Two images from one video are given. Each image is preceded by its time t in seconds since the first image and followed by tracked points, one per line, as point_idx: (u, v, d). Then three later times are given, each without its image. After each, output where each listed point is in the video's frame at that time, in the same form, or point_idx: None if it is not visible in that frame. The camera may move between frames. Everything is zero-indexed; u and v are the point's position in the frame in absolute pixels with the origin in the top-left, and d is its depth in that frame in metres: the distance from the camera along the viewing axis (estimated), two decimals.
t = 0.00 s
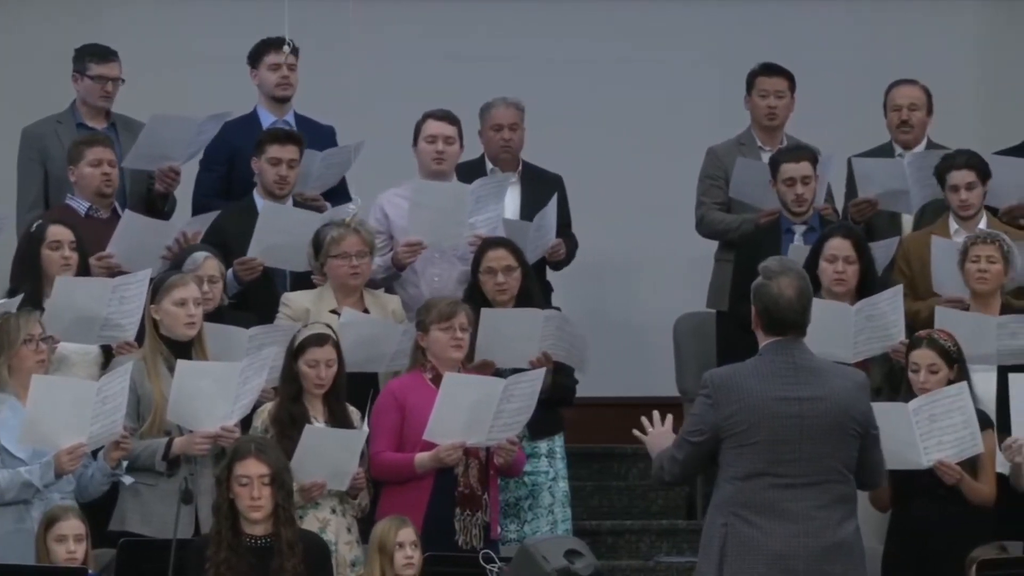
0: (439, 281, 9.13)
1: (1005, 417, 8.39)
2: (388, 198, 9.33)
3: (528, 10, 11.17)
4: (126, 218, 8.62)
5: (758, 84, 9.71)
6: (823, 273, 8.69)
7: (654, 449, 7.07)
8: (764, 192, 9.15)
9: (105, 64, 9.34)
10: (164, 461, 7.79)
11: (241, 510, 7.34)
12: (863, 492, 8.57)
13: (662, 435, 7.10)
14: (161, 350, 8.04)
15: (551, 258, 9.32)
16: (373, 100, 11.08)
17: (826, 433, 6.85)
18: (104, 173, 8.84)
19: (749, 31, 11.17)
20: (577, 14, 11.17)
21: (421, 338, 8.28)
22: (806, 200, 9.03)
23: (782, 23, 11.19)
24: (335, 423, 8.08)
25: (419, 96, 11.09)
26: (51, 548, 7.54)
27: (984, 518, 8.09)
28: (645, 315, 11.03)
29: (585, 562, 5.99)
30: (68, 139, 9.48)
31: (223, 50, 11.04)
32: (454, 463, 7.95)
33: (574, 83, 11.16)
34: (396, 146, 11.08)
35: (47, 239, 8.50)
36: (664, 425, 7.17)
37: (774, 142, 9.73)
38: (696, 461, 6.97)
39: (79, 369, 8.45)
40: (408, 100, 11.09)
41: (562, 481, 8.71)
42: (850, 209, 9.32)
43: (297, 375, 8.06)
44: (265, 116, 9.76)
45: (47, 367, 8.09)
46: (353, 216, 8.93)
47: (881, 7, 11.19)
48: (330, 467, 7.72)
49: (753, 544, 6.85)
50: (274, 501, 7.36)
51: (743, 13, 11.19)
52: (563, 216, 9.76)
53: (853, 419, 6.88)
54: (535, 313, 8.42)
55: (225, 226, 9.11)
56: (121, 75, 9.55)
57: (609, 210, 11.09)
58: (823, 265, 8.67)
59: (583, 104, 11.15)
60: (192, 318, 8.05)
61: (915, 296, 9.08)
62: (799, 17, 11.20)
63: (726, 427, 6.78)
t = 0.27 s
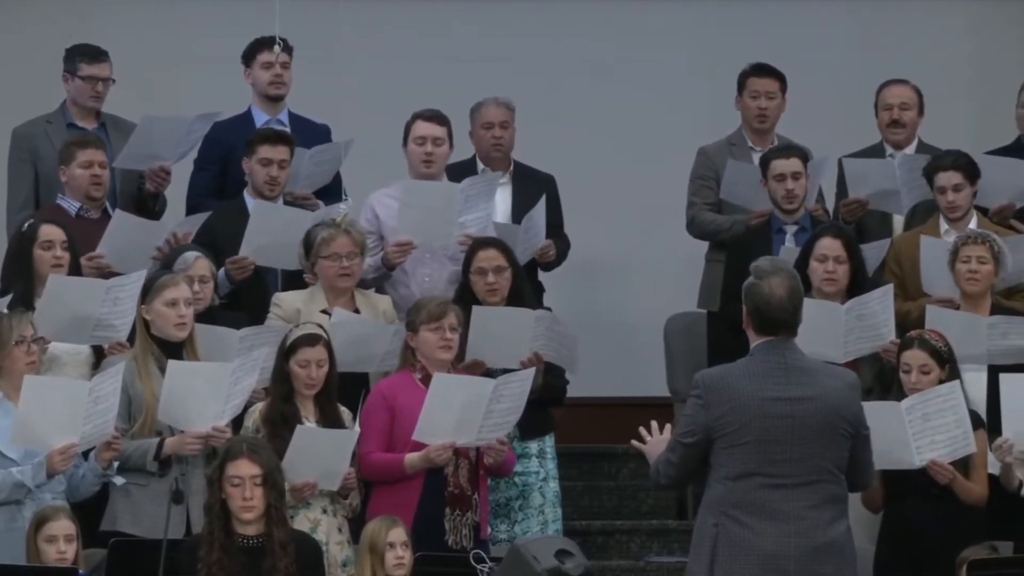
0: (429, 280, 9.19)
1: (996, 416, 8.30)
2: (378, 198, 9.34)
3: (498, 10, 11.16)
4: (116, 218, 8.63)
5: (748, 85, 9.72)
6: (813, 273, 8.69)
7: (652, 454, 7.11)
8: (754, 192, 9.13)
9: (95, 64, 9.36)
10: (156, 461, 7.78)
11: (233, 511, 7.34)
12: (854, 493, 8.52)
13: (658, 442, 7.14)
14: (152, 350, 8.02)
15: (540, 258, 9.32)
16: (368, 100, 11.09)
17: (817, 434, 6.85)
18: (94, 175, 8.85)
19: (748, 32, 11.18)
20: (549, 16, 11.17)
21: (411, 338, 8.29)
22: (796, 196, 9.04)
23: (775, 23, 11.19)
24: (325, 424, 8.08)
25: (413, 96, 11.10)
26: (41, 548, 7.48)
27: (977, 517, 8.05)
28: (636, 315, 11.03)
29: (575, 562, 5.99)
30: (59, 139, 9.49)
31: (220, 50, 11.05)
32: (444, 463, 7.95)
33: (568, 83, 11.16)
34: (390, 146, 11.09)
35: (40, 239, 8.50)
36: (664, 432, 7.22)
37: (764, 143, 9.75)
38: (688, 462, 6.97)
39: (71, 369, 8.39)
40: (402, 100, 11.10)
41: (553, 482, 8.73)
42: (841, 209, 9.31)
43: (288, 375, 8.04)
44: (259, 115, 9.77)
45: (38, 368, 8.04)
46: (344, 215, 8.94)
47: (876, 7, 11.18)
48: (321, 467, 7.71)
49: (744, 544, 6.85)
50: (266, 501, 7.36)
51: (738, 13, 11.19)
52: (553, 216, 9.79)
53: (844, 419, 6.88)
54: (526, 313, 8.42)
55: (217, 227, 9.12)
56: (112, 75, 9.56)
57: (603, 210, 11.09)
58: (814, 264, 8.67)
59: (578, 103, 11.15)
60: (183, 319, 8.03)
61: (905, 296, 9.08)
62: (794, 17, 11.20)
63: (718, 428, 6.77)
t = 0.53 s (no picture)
0: (416, 281, 9.17)
1: (983, 415, 8.25)
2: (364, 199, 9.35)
3: (493, 9, 11.17)
4: (104, 218, 8.61)
5: (735, 86, 9.73)
6: (801, 272, 8.69)
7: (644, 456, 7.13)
8: (742, 191, 9.13)
9: (84, 65, 9.35)
10: (145, 461, 7.76)
11: (221, 511, 7.33)
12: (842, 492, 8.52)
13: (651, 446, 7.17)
14: (140, 350, 8.02)
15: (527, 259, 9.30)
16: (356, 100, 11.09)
17: (805, 435, 6.85)
18: (82, 176, 8.84)
19: (736, 33, 11.19)
20: (537, 17, 11.18)
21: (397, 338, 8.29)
22: (785, 195, 9.04)
23: (769, 23, 11.21)
24: (314, 423, 8.06)
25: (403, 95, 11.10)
26: (29, 548, 7.47)
27: (965, 517, 8.06)
28: (624, 315, 11.04)
29: (562, 561, 5.98)
30: (47, 139, 9.48)
31: (208, 50, 11.04)
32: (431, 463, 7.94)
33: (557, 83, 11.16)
34: (379, 145, 11.09)
35: (27, 240, 8.45)
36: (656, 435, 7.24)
37: (752, 143, 9.77)
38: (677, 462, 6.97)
39: (59, 369, 8.26)
40: (391, 100, 11.10)
41: (541, 482, 8.73)
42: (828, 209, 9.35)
43: (277, 375, 8.02)
44: (252, 115, 9.77)
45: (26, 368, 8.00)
46: (331, 215, 8.95)
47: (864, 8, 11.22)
48: (308, 467, 7.69)
49: (732, 544, 6.85)
50: (254, 501, 7.35)
51: (727, 12, 11.21)
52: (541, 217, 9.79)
53: (832, 420, 6.89)
54: (513, 312, 8.41)
55: (204, 225, 9.16)
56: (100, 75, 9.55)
57: (591, 210, 11.11)
58: (801, 263, 8.67)
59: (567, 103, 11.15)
60: (170, 320, 8.02)
61: (892, 296, 9.08)
62: (783, 18, 11.21)
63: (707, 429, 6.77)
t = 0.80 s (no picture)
0: (401, 280, 9.16)
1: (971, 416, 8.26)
2: (350, 199, 9.33)
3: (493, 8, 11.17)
4: (89, 218, 8.60)
5: (722, 86, 9.73)
6: (789, 270, 8.70)
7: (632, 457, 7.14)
8: (729, 190, 9.10)
9: (72, 66, 9.36)
10: (133, 461, 7.75)
11: (206, 511, 7.32)
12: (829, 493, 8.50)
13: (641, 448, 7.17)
14: (128, 350, 8.01)
15: (512, 259, 9.30)
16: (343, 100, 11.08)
17: (792, 435, 6.85)
18: (67, 175, 8.83)
19: (724, 33, 11.20)
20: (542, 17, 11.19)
21: (384, 339, 8.29)
22: (772, 195, 9.10)
23: (770, 23, 11.22)
24: (301, 424, 8.05)
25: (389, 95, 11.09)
26: (15, 548, 7.45)
27: (952, 518, 8.08)
28: (611, 315, 11.04)
29: (548, 561, 5.97)
30: (32, 139, 9.47)
31: (195, 49, 11.03)
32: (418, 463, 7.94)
33: (545, 82, 11.17)
34: (366, 144, 11.09)
35: (12, 240, 8.45)
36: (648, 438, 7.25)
37: (738, 143, 9.79)
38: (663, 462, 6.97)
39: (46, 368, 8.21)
40: (378, 99, 11.09)
41: (527, 482, 8.72)
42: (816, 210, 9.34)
43: (264, 375, 8.01)
44: (246, 116, 9.79)
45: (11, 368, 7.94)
46: (317, 214, 8.92)
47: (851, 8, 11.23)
48: (296, 467, 7.68)
49: (718, 544, 6.85)
50: (239, 501, 7.33)
51: (714, 12, 11.22)
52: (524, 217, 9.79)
53: (819, 420, 6.89)
54: (499, 312, 8.40)
55: (191, 224, 9.16)
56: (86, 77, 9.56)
57: (579, 209, 11.11)
58: (788, 261, 8.68)
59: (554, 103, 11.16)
60: (157, 320, 8.02)
61: (878, 297, 9.10)
62: (770, 18, 11.22)
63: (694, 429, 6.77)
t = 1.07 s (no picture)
0: (389, 280, 9.16)
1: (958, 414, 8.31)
2: (337, 199, 9.32)
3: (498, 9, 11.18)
4: (76, 218, 8.59)
5: (710, 86, 9.74)
6: (776, 269, 8.71)
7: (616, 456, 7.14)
8: (715, 190, 9.11)
9: (58, 68, 9.33)
10: (121, 461, 7.74)
11: (193, 511, 7.31)
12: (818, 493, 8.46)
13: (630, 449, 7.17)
14: (116, 350, 8.01)
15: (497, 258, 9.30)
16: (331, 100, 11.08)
17: (779, 435, 6.86)
18: (54, 173, 8.82)
19: (713, 33, 11.21)
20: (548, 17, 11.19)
21: (372, 340, 8.28)
22: (761, 196, 9.12)
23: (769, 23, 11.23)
24: (289, 424, 8.05)
25: (376, 96, 11.10)
26: (3, 548, 7.43)
27: (941, 518, 8.06)
28: (598, 315, 11.05)
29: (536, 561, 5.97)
30: (19, 139, 9.47)
31: (183, 49, 11.03)
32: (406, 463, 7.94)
33: (532, 83, 11.17)
34: (353, 144, 11.09)
35: None
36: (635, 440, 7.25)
37: (726, 143, 9.79)
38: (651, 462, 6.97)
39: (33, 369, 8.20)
40: (365, 100, 11.10)
41: (515, 481, 8.73)
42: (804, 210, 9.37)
43: (252, 375, 8.00)
44: (240, 116, 9.83)
45: None
46: (305, 214, 8.92)
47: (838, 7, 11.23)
48: (284, 467, 7.68)
49: (706, 544, 6.86)
50: (226, 501, 7.33)
51: (701, 12, 11.23)
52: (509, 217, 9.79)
53: (806, 420, 6.90)
54: (486, 310, 8.39)
55: (178, 224, 9.15)
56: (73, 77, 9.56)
57: (566, 209, 11.12)
58: (776, 261, 8.70)
59: (541, 103, 11.17)
60: (144, 320, 8.00)
61: (865, 298, 9.11)
62: (759, 18, 11.23)
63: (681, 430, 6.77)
